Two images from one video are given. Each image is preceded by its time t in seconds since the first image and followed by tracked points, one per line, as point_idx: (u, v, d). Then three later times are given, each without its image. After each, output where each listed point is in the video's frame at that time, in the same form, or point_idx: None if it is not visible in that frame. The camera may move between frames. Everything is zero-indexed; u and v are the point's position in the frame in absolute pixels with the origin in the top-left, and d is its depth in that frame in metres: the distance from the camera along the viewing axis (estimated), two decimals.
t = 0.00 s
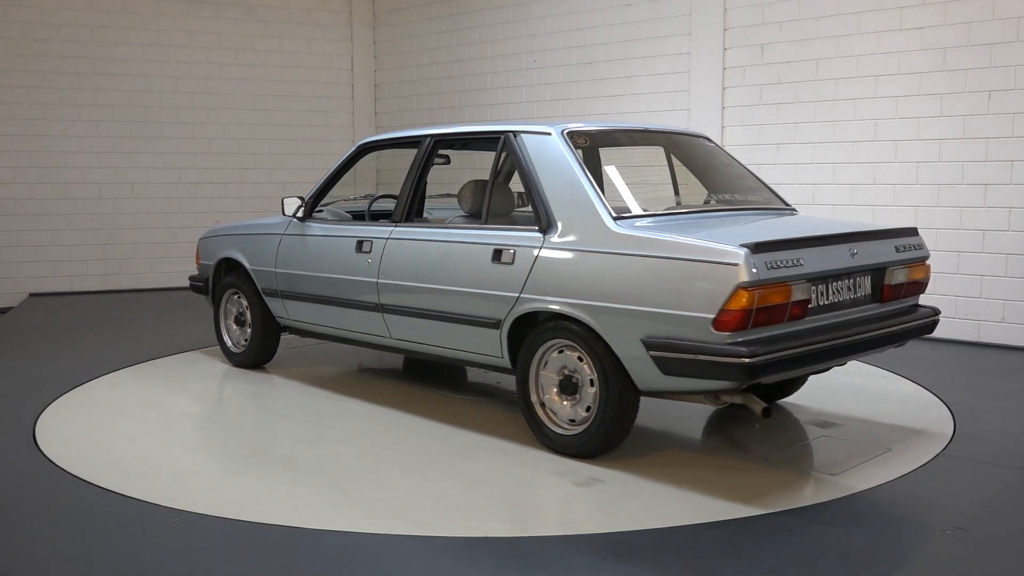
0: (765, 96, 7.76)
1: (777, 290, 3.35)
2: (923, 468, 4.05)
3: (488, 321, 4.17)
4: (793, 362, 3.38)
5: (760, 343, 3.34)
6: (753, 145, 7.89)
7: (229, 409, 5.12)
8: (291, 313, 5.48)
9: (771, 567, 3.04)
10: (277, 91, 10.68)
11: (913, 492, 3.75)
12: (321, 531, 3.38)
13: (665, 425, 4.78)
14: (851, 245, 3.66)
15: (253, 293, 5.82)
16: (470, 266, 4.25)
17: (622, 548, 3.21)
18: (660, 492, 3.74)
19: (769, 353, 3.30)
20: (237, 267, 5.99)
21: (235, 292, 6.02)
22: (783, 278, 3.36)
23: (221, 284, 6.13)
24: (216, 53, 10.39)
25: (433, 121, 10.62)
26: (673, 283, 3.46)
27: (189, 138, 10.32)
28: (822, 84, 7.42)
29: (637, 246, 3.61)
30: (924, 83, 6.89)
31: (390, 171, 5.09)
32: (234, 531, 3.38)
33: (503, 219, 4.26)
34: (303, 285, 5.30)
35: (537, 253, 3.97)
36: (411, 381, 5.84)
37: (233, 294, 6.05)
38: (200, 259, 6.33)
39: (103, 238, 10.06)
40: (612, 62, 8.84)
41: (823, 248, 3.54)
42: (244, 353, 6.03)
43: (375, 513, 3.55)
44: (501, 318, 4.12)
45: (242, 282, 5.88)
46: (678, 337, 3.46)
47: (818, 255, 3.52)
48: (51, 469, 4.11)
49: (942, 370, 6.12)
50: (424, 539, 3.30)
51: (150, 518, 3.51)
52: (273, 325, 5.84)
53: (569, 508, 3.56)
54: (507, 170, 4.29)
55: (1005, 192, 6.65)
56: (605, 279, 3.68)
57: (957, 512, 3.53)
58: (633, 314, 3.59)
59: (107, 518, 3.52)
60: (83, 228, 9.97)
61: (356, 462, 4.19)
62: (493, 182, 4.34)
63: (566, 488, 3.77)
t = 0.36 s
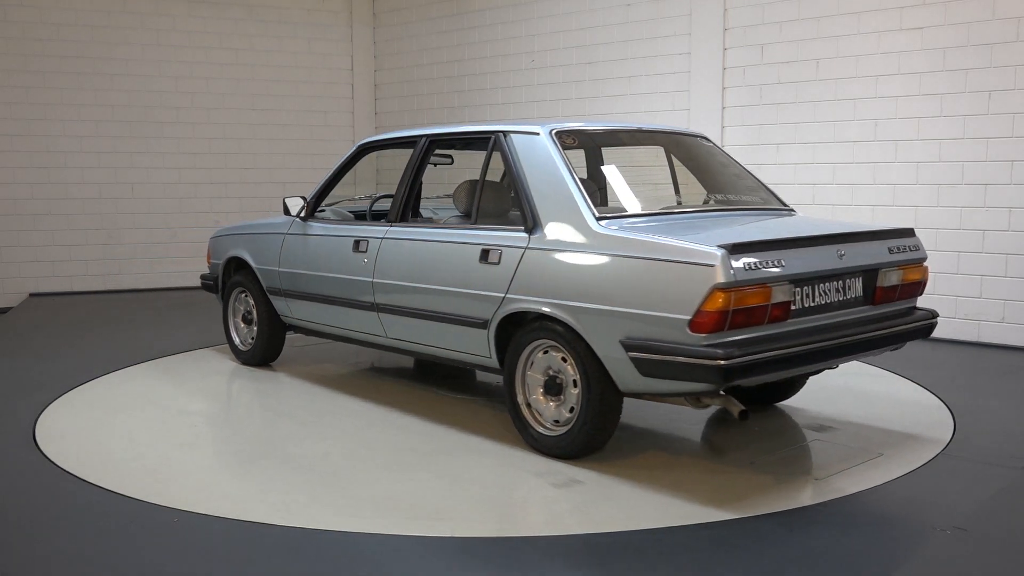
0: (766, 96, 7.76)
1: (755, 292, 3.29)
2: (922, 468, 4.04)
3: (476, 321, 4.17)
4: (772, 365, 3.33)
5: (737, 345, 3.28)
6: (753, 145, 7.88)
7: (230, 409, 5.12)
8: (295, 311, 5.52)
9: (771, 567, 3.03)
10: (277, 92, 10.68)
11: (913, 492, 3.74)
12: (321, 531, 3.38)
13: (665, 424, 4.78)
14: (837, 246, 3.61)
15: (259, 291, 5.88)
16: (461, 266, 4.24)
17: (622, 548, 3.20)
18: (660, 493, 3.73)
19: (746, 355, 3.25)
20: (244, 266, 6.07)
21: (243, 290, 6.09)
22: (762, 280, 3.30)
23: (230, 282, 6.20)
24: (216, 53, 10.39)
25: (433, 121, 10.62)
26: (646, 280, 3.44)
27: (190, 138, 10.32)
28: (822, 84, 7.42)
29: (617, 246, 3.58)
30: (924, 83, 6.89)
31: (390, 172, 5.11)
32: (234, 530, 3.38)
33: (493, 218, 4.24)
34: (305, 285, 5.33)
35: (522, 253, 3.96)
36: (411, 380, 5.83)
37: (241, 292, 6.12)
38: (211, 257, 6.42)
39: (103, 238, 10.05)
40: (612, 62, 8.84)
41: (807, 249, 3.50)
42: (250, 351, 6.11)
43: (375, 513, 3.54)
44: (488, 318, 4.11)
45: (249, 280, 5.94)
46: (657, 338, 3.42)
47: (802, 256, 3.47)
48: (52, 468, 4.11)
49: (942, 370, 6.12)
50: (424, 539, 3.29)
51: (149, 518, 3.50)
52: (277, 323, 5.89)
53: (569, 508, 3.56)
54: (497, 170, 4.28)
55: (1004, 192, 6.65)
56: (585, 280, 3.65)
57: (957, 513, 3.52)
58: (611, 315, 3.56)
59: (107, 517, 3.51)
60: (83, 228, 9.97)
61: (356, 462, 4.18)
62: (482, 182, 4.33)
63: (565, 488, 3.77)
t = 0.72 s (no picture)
0: (766, 96, 7.75)
1: (732, 294, 3.25)
2: (922, 468, 4.04)
3: (464, 321, 4.18)
4: (750, 367, 3.29)
5: (713, 347, 3.25)
6: (753, 145, 7.88)
7: (230, 409, 5.12)
8: (297, 310, 5.56)
9: (771, 567, 3.03)
10: (278, 92, 10.68)
11: (913, 492, 3.74)
12: (321, 531, 3.37)
13: (664, 425, 4.78)
14: (823, 247, 3.57)
15: (265, 290, 5.93)
16: (450, 267, 4.24)
17: (622, 548, 3.20)
18: (660, 494, 3.73)
19: (721, 357, 3.22)
20: (252, 265, 6.12)
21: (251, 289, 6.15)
22: (740, 281, 3.26)
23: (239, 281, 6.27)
24: (216, 53, 10.39)
25: (433, 121, 10.62)
26: (620, 279, 3.43)
27: (190, 138, 10.31)
28: (822, 84, 7.42)
29: (595, 247, 3.56)
30: (924, 83, 6.88)
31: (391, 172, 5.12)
32: (234, 530, 3.38)
33: (482, 218, 4.23)
34: (307, 284, 5.36)
35: (506, 253, 3.95)
36: (410, 381, 5.82)
37: (249, 291, 6.18)
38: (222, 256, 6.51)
39: (103, 238, 10.05)
40: (612, 62, 8.84)
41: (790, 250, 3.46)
42: (257, 349, 6.16)
43: (375, 513, 3.54)
44: (475, 317, 4.12)
45: (255, 279, 6.00)
46: (633, 339, 3.39)
47: (784, 258, 3.43)
48: (52, 468, 4.11)
49: (942, 370, 6.11)
50: (425, 539, 3.29)
51: (149, 518, 3.50)
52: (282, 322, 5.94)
53: (569, 508, 3.56)
54: (487, 170, 4.28)
55: (1005, 192, 6.64)
56: (565, 280, 3.64)
57: (957, 513, 3.52)
58: (590, 315, 3.54)
59: (107, 517, 3.51)
60: (83, 228, 9.97)
61: (357, 461, 4.18)
62: (474, 182, 4.32)
63: (565, 488, 3.77)
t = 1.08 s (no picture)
0: (766, 96, 7.75)
1: (708, 295, 3.20)
2: (922, 469, 4.04)
3: (452, 320, 4.18)
4: (728, 369, 3.24)
5: (687, 348, 3.20)
6: (753, 145, 7.88)
7: (230, 409, 5.12)
8: (301, 309, 5.62)
9: (770, 567, 3.03)
10: (277, 92, 10.67)
11: (912, 492, 3.74)
12: (321, 530, 3.37)
13: (662, 426, 4.77)
14: (807, 248, 3.50)
15: (271, 289, 5.99)
16: (440, 267, 4.25)
17: (621, 548, 3.20)
18: (659, 495, 3.73)
19: (696, 359, 3.17)
20: (259, 264, 6.19)
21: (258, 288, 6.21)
22: (717, 282, 3.21)
23: (247, 279, 6.33)
24: (216, 52, 10.38)
25: (433, 121, 10.61)
26: (596, 279, 3.41)
27: (190, 138, 10.31)
28: (821, 84, 7.42)
29: (574, 246, 3.55)
30: (924, 83, 6.88)
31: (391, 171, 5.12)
32: (233, 530, 3.38)
33: (470, 218, 4.23)
34: (308, 282, 5.39)
35: (491, 253, 3.95)
36: (410, 381, 5.82)
37: (257, 290, 6.25)
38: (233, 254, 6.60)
39: (103, 237, 10.05)
40: (612, 62, 8.84)
41: (773, 252, 3.39)
42: (264, 347, 6.24)
43: (375, 513, 3.54)
44: (462, 317, 4.12)
45: (261, 278, 6.06)
46: (608, 341, 3.36)
47: (766, 259, 3.37)
48: (52, 468, 4.11)
49: (942, 370, 6.10)
50: (425, 538, 3.29)
51: (148, 518, 3.50)
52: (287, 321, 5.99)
53: (568, 509, 3.56)
54: (477, 169, 4.27)
55: (1005, 192, 6.63)
56: (545, 280, 3.63)
57: (957, 513, 3.52)
58: (567, 316, 3.52)
59: (107, 517, 3.51)
60: (83, 228, 9.97)
61: (357, 461, 4.19)
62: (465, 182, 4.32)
63: (564, 489, 3.77)
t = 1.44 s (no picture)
0: (765, 96, 7.76)
1: (683, 296, 3.15)
2: (922, 469, 4.05)
3: (439, 320, 4.19)
4: (702, 371, 3.19)
5: (661, 350, 3.16)
6: (753, 145, 7.88)
7: (230, 409, 5.12)
8: (305, 308, 5.66)
9: (770, 567, 3.03)
10: (277, 92, 10.67)
11: (912, 492, 3.74)
12: (321, 531, 3.37)
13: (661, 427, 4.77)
14: (791, 249, 3.45)
15: (278, 288, 6.03)
16: (429, 266, 4.25)
17: (621, 548, 3.20)
18: (659, 495, 3.73)
19: (668, 361, 3.12)
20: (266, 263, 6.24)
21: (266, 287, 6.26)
22: (692, 283, 3.16)
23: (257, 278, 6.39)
24: (216, 53, 10.38)
25: (433, 121, 10.61)
26: (572, 280, 3.39)
27: (190, 138, 10.31)
28: (821, 84, 7.42)
29: (552, 247, 3.54)
30: (925, 83, 6.88)
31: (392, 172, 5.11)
32: (234, 530, 3.38)
33: (460, 219, 4.23)
34: (311, 281, 5.44)
35: (476, 253, 3.95)
36: (409, 381, 5.82)
37: (265, 289, 6.29)
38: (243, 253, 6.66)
39: (103, 238, 10.05)
40: (612, 62, 8.84)
41: (754, 252, 3.34)
42: (271, 346, 6.29)
43: (375, 514, 3.54)
44: (449, 317, 4.13)
45: (269, 277, 6.10)
46: (583, 341, 3.34)
47: (746, 259, 3.31)
48: (52, 468, 4.11)
49: (942, 370, 6.10)
50: (425, 539, 3.29)
51: (148, 518, 3.50)
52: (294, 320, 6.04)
53: (569, 510, 3.56)
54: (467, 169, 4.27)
55: (1004, 191, 6.63)
56: (526, 281, 3.63)
57: (957, 513, 3.52)
58: (546, 316, 3.50)
59: (108, 516, 3.51)
60: (83, 228, 9.97)
61: (358, 461, 4.19)
62: (456, 183, 4.32)
63: (565, 490, 3.77)
